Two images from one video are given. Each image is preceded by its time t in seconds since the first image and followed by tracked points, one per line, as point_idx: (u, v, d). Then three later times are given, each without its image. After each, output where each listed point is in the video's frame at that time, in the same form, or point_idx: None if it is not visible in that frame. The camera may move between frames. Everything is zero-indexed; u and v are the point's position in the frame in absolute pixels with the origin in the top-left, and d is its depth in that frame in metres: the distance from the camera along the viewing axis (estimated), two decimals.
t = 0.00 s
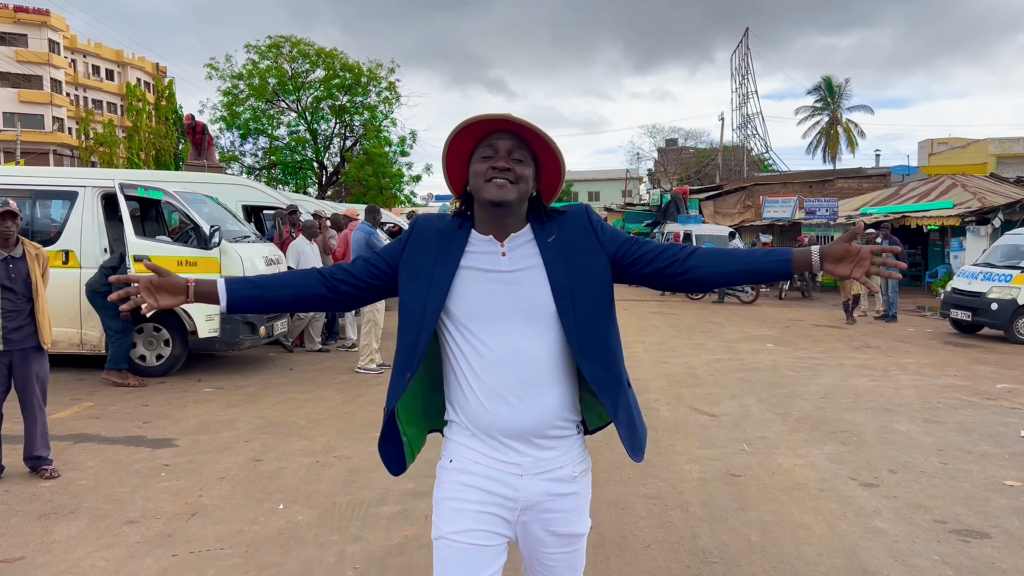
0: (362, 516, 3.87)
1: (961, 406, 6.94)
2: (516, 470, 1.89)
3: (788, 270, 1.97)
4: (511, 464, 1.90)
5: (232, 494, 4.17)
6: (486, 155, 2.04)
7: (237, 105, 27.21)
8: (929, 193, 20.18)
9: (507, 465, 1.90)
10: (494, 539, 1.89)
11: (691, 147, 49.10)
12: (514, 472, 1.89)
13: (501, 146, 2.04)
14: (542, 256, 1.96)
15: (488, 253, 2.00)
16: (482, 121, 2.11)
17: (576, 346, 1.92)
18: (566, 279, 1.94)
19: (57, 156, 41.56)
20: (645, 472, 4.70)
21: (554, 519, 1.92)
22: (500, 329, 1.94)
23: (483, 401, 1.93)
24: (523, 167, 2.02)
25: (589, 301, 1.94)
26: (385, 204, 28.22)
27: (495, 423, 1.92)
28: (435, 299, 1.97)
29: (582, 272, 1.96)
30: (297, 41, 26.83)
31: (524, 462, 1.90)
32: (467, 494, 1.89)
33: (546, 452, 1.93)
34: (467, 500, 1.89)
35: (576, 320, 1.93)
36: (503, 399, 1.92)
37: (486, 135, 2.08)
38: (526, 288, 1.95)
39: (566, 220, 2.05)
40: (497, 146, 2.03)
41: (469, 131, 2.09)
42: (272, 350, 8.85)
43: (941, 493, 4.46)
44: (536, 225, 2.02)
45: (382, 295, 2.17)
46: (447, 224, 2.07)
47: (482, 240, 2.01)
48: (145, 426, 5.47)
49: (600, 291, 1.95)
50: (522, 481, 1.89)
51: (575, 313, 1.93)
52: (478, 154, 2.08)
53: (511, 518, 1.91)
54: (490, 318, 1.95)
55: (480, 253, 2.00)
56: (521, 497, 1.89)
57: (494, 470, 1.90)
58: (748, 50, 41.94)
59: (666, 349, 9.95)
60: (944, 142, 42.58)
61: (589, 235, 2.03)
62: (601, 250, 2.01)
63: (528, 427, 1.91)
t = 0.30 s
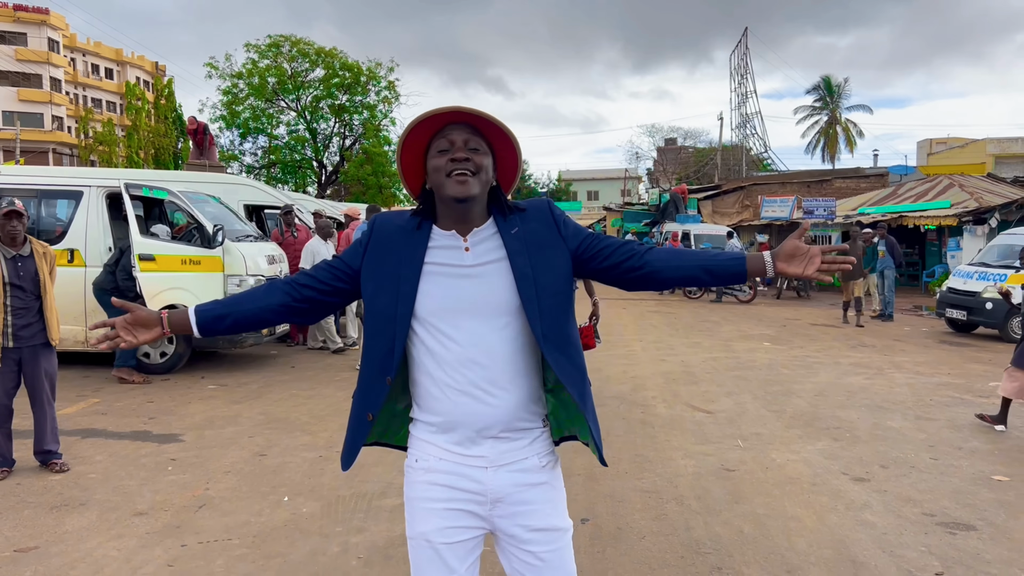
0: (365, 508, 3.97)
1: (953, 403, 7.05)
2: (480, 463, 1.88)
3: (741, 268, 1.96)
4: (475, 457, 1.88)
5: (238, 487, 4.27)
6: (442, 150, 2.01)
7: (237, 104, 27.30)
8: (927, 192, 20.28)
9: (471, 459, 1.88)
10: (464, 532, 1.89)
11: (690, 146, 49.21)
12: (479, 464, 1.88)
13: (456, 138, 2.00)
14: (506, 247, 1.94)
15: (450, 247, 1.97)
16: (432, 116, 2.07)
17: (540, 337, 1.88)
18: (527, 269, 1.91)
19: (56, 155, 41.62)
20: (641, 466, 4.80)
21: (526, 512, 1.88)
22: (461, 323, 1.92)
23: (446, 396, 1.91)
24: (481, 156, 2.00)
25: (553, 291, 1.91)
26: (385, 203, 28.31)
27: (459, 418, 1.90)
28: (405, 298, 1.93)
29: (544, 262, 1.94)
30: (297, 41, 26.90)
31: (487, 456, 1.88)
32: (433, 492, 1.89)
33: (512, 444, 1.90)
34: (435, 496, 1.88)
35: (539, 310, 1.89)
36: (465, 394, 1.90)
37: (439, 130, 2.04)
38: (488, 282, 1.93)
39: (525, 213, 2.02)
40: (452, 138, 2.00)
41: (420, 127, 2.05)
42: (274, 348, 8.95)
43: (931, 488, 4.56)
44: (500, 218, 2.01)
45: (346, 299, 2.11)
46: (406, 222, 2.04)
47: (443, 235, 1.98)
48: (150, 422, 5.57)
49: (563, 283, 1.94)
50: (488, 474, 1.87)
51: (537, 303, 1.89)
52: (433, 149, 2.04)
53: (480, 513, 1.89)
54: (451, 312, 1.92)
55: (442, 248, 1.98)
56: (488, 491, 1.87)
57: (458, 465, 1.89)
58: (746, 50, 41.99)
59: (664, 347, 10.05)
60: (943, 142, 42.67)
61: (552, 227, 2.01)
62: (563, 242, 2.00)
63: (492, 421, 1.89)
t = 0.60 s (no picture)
0: (372, 501, 4.08)
1: (947, 401, 7.17)
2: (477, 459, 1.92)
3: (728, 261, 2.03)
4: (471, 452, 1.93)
5: (247, 481, 4.38)
6: (465, 153, 2.01)
7: (237, 105, 27.39)
8: (925, 192, 20.39)
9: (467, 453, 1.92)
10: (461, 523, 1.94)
11: (689, 146, 49.33)
12: (477, 461, 1.91)
13: (476, 142, 2.01)
14: (505, 252, 1.99)
15: (452, 245, 2.02)
16: (444, 114, 2.02)
17: (535, 338, 1.94)
18: (525, 274, 1.97)
19: (55, 154, 41.65)
20: (640, 462, 4.91)
21: (522, 506, 1.91)
22: (459, 322, 1.96)
23: (443, 393, 1.95)
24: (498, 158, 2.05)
25: (549, 295, 1.98)
26: (384, 203, 28.41)
27: (455, 414, 1.94)
28: (408, 296, 1.95)
29: (541, 266, 2.00)
30: (297, 41, 26.98)
31: (483, 452, 1.92)
32: (431, 485, 1.94)
33: (508, 440, 1.94)
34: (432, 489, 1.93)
35: (534, 312, 1.95)
36: (462, 391, 1.94)
37: (456, 132, 2.01)
38: (486, 284, 1.98)
39: (524, 216, 2.08)
40: (475, 142, 2.01)
41: (440, 130, 2.00)
42: (277, 347, 9.06)
43: (923, 482, 4.67)
44: (501, 221, 2.05)
45: (345, 295, 2.12)
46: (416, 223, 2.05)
47: (449, 233, 2.04)
48: (159, 419, 5.68)
49: (558, 286, 2.00)
50: (484, 468, 1.91)
51: (533, 306, 1.95)
52: (452, 151, 2.02)
53: (476, 506, 1.94)
54: (449, 313, 1.96)
55: (443, 244, 2.02)
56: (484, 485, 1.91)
57: (455, 460, 1.93)
58: (745, 50, 42.08)
59: (663, 346, 10.17)
60: (941, 142, 42.79)
61: (550, 233, 2.08)
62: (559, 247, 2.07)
63: (487, 417, 1.93)
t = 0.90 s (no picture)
0: (379, 496, 4.18)
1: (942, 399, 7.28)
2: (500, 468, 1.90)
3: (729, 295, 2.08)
4: (498, 461, 1.91)
5: (256, 477, 4.48)
6: (490, 171, 2.03)
7: (237, 105, 27.46)
8: (922, 193, 20.51)
9: (491, 461, 1.91)
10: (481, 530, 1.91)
11: (688, 147, 49.49)
12: (500, 470, 1.90)
13: (500, 161, 2.03)
14: (535, 267, 2.03)
15: (485, 253, 2.04)
16: (479, 127, 2.05)
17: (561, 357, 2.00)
18: (554, 290, 2.02)
19: (55, 155, 41.66)
20: (641, 458, 5.02)
21: (541, 517, 1.91)
22: (493, 332, 1.95)
23: (469, 400, 1.92)
24: (525, 180, 2.06)
25: (577, 313, 2.04)
26: (384, 203, 28.50)
27: (483, 422, 1.91)
28: (448, 303, 1.94)
29: (571, 286, 2.05)
30: (297, 42, 27.07)
31: (508, 460, 1.91)
32: (455, 492, 1.91)
33: (532, 450, 1.94)
34: (457, 493, 1.91)
35: (563, 327, 2.00)
36: (492, 398, 1.92)
37: (483, 147, 2.04)
38: (517, 297, 2.00)
39: (552, 234, 2.14)
40: (500, 161, 2.02)
41: (471, 143, 2.02)
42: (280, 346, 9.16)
43: (917, 478, 4.78)
44: (531, 236, 2.09)
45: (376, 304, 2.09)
46: (443, 232, 2.07)
47: (482, 241, 2.05)
48: (167, 417, 5.78)
49: (585, 305, 2.06)
50: (509, 478, 1.89)
51: (559, 320, 2.00)
52: (477, 166, 2.05)
53: (497, 515, 1.92)
54: (478, 321, 1.95)
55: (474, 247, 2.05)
56: (507, 493, 1.89)
57: (477, 469, 1.91)
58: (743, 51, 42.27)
59: (662, 346, 10.28)
60: (938, 143, 43.00)
61: (577, 251, 2.14)
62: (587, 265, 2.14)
63: (516, 427, 1.92)
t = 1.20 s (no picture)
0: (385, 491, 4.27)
1: (937, 398, 7.39)
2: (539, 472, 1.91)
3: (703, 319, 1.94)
4: (538, 464, 1.92)
5: (265, 473, 4.57)
6: (544, 177, 2.03)
7: (235, 107, 27.51)
8: (919, 194, 20.64)
9: (530, 465, 1.92)
10: (519, 537, 1.90)
11: (685, 149, 49.65)
12: (539, 474, 1.91)
13: (556, 167, 2.03)
14: (572, 276, 2.01)
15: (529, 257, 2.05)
16: (537, 132, 2.06)
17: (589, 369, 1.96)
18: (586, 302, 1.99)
19: (53, 157, 41.62)
20: (641, 455, 5.11)
21: (579, 524, 1.91)
22: (538, 337, 1.96)
23: (511, 406, 1.94)
24: (578, 189, 2.05)
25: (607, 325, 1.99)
26: (383, 204, 28.58)
27: (526, 425, 1.93)
28: (501, 310, 1.97)
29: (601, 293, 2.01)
30: (295, 43, 27.15)
31: (547, 466, 1.91)
32: (492, 496, 1.92)
33: (574, 456, 1.94)
34: (494, 496, 1.92)
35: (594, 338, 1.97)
36: (535, 401, 1.94)
37: (539, 152, 2.04)
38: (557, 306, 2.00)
39: (595, 243, 2.09)
40: (555, 168, 2.02)
41: (528, 147, 2.03)
42: (283, 346, 9.25)
43: (911, 474, 4.89)
44: (573, 246, 2.06)
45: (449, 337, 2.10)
46: (492, 239, 2.08)
47: (529, 248, 2.06)
48: (174, 415, 5.87)
49: (617, 313, 2.01)
50: (548, 482, 1.90)
51: (591, 327, 1.98)
52: (531, 170, 2.05)
53: (537, 521, 1.91)
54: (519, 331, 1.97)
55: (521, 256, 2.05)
56: (546, 498, 1.90)
57: (516, 474, 1.92)
58: (740, 53, 42.46)
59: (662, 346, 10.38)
60: (935, 145, 43.22)
61: (617, 262, 2.07)
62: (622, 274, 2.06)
63: (557, 431, 1.93)
